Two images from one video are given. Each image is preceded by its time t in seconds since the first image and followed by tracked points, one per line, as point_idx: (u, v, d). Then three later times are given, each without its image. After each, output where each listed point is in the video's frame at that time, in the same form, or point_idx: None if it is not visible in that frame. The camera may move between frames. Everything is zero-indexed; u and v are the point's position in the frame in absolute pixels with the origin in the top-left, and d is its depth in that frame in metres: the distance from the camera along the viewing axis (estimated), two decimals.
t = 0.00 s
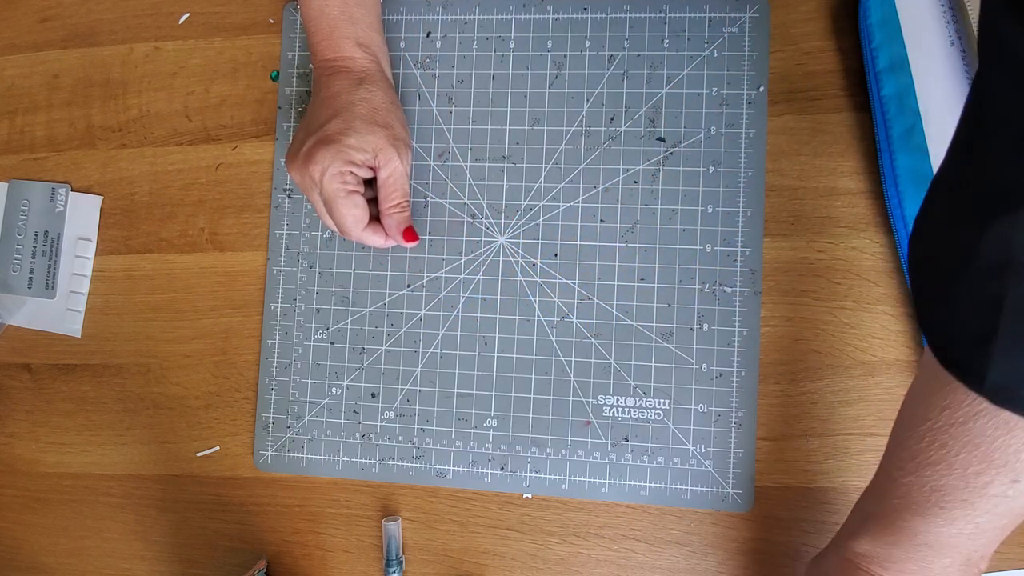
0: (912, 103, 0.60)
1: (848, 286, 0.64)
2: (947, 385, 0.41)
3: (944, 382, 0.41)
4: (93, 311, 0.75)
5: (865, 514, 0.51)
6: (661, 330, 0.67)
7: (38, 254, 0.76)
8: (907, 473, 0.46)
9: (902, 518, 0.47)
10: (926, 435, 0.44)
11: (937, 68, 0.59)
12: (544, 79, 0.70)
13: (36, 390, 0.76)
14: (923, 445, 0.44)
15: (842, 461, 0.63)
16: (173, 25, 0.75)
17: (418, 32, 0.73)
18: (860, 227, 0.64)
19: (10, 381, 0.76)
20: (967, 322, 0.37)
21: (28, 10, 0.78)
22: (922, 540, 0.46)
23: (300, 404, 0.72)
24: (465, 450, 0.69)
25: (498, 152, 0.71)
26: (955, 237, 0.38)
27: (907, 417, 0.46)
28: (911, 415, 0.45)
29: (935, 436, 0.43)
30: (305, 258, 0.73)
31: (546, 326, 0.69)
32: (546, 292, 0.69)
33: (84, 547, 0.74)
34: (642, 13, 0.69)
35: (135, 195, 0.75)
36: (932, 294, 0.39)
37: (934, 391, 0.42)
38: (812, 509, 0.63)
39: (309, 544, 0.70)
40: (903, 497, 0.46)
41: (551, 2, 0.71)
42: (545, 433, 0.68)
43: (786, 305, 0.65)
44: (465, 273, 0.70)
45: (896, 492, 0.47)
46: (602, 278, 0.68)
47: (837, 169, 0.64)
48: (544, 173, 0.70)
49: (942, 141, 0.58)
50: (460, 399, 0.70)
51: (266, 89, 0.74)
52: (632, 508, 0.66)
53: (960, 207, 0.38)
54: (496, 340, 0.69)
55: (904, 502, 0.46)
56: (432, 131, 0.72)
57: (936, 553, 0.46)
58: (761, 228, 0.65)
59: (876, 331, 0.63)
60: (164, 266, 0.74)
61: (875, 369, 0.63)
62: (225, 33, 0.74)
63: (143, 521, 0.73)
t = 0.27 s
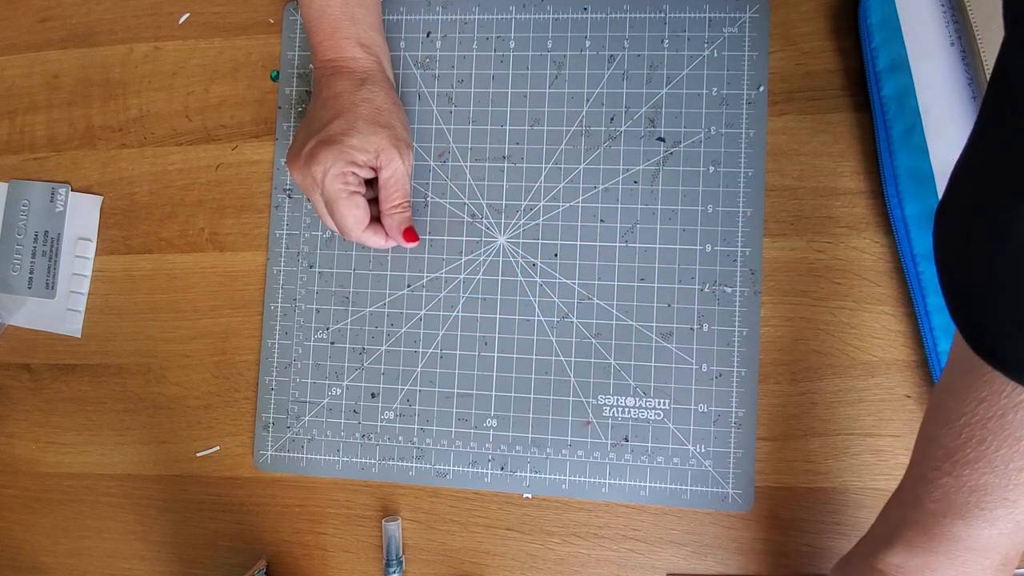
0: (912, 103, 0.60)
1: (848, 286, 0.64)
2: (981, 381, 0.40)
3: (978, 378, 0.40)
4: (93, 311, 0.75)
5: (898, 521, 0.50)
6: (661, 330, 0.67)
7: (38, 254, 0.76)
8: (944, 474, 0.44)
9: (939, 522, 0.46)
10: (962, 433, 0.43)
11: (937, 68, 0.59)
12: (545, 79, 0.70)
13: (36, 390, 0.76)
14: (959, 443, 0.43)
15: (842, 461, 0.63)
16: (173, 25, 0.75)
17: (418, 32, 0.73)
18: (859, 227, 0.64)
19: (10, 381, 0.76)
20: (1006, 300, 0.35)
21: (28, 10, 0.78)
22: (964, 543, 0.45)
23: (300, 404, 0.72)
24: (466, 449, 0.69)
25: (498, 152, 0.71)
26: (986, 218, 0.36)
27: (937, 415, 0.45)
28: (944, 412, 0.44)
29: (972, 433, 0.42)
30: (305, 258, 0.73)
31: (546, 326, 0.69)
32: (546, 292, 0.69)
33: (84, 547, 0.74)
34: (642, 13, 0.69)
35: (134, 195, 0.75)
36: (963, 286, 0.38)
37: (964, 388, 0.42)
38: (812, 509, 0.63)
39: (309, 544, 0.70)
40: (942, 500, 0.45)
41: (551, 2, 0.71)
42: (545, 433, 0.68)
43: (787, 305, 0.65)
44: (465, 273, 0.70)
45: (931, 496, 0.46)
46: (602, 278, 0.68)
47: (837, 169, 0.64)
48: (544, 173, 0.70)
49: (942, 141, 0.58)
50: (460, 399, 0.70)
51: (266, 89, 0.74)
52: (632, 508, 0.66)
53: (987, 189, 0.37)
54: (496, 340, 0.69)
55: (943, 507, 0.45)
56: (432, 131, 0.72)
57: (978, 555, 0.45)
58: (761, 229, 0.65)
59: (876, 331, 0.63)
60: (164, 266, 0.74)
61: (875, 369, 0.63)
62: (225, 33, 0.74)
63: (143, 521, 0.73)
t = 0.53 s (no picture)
0: (912, 103, 0.60)
1: (848, 286, 0.64)
2: (995, 367, 0.39)
3: (992, 364, 0.39)
4: (93, 311, 0.75)
5: (910, 517, 0.48)
6: (661, 330, 0.67)
7: (38, 254, 0.76)
8: (958, 466, 0.43)
9: (955, 517, 0.44)
10: (977, 421, 0.41)
11: (936, 68, 0.58)
12: (545, 79, 0.70)
13: (36, 390, 0.76)
14: (973, 432, 0.41)
15: (842, 461, 0.63)
16: (173, 25, 0.75)
17: (418, 31, 0.73)
18: (859, 227, 0.64)
19: (10, 381, 0.76)
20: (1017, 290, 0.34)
21: (28, 10, 0.78)
22: (980, 535, 0.44)
23: (300, 404, 0.72)
24: (465, 449, 0.69)
25: (498, 152, 0.71)
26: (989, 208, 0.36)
27: (948, 404, 0.43)
28: (954, 401, 0.42)
29: (987, 421, 0.40)
30: (305, 258, 0.73)
31: (546, 325, 0.69)
32: (546, 292, 0.69)
33: (84, 547, 0.74)
34: (642, 13, 0.69)
35: (134, 195, 0.75)
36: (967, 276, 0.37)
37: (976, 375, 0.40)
38: (812, 509, 0.63)
39: (309, 544, 0.70)
40: (958, 494, 0.43)
41: (551, 2, 0.71)
42: (545, 433, 0.68)
43: (786, 305, 0.65)
44: (465, 273, 0.70)
45: (945, 490, 0.44)
46: (602, 278, 0.68)
47: (837, 169, 0.64)
48: (544, 173, 0.70)
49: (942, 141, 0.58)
50: (460, 399, 0.70)
51: (266, 89, 0.74)
52: (632, 508, 0.66)
53: (987, 176, 0.36)
54: (496, 340, 0.69)
55: (959, 501, 0.43)
56: (432, 131, 0.72)
57: (993, 545, 0.44)
58: (761, 229, 0.65)
59: (875, 331, 0.63)
60: (164, 266, 0.74)
61: (874, 369, 0.63)
62: (225, 33, 0.74)
63: (143, 521, 0.73)
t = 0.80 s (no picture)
0: (912, 103, 0.60)
1: (848, 286, 0.64)
2: (985, 330, 0.41)
3: (981, 329, 0.41)
4: (93, 311, 0.75)
5: (897, 484, 0.49)
6: (661, 330, 0.67)
7: (37, 254, 0.76)
8: (946, 428, 0.45)
9: (943, 479, 0.46)
10: (965, 383, 0.43)
11: (937, 68, 0.58)
12: (544, 79, 0.70)
13: (36, 390, 0.76)
14: (962, 395, 0.43)
15: (842, 462, 0.63)
16: (173, 25, 0.75)
17: (418, 31, 0.73)
18: (859, 227, 0.64)
19: (9, 381, 0.76)
20: (1016, 239, 0.35)
21: (28, 10, 0.78)
22: (965, 496, 0.46)
23: (300, 404, 0.72)
24: (466, 449, 0.69)
25: (498, 152, 0.71)
26: (985, 166, 0.37)
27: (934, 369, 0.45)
28: (943, 365, 0.44)
29: (975, 383, 0.43)
30: (305, 258, 0.73)
31: (546, 325, 0.69)
32: (546, 292, 0.69)
33: (84, 547, 0.74)
34: (642, 13, 0.69)
35: (134, 195, 0.75)
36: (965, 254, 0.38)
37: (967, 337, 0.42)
38: (812, 509, 0.63)
39: (309, 544, 0.70)
40: (946, 455, 0.45)
41: (551, 2, 0.71)
42: (545, 433, 0.68)
43: (786, 305, 0.65)
44: (465, 273, 0.70)
45: (933, 453, 0.46)
46: (602, 278, 0.68)
47: (837, 169, 0.64)
48: (544, 173, 0.70)
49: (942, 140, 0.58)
50: (460, 399, 0.70)
51: (266, 88, 0.74)
52: (632, 508, 0.66)
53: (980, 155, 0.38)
54: (496, 340, 0.69)
55: (946, 462, 0.45)
56: (432, 131, 0.72)
57: (978, 504, 0.46)
58: (761, 228, 0.65)
59: (875, 331, 0.63)
60: (164, 266, 0.74)
61: (874, 369, 0.63)
62: (225, 33, 0.74)
63: (143, 521, 0.73)
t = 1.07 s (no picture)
0: (912, 103, 0.60)
1: (848, 286, 0.64)
2: (1004, 354, 0.37)
3: (999, 350, 0.37)
4: (93, 311, 0.75)
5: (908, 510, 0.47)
6: (662, 330, 0.67)
7: (37, 254, 0.76)
8: (960, 456, 0.41)
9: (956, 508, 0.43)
10: (982, 409, 0.39)
11: (937, 68, 0.58)
12: (544, 79, 0.70)
13: (36, 390, 0.76)
14: (977, 421, 0.40)
15: (842, 461, 0.63)
16: (173, 25, 0.75)
17: (418, 31, 0.73)
18: (859, 227, 0.64)
19: (9, 381, 0.76)
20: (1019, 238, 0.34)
21: (28, 10, 0.78)
22: (978, 526, 0.43)
23: (300, 404, 0.72)
24: (466, 449, 0.69)
25: (498, 152, 0.71)
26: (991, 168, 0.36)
27: (944, 392, 0.41)
28: (958, 388, 0.40)
29: (992, 408, 0.38)
30: (305, 258, 0.72)
31: (546, 326, 0.69)
32: (546, 292, 0.69)
33: (84, 547, 0.74)
34: (642, 13, 0.69)
35: (134, 196, 0.75)
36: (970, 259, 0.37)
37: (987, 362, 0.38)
38: (812, 509, 0.63)
39: (309, 544, 0.70)
40: (960, 485, 0.42)
41: (551, 2, 0.71)
42: (545, 433, 0.68)
43: (786, 305, 0.65)
44: (465, 273, 0.70)
45: (945, 482, 0.43)
46: (602, 278, 0.68)
47: (837, 169, 0.64)
48: (544, 173, 0.70)
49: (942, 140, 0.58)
50: (460, 399, 0.70)
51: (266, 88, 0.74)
52: (632, 508, 0.66)
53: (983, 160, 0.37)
54: (496, 340, 0.69)
55: (959, 492, 0.42)
56: (432, 131, 0.72)
57: (992, 531, 0.44)
58: (761, 228, 0.65)
59: (875, 331, 0.63)
60: (164, 266, 0.74)
61: (874, 369, 0.63)
62: (225, 33, 0.74)
63: (143, 521, 0.73)
